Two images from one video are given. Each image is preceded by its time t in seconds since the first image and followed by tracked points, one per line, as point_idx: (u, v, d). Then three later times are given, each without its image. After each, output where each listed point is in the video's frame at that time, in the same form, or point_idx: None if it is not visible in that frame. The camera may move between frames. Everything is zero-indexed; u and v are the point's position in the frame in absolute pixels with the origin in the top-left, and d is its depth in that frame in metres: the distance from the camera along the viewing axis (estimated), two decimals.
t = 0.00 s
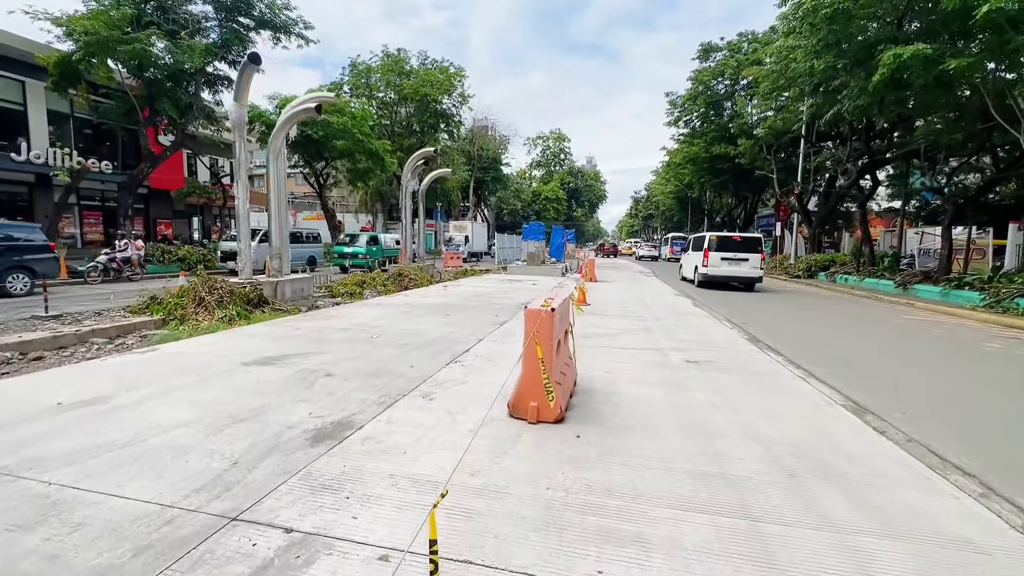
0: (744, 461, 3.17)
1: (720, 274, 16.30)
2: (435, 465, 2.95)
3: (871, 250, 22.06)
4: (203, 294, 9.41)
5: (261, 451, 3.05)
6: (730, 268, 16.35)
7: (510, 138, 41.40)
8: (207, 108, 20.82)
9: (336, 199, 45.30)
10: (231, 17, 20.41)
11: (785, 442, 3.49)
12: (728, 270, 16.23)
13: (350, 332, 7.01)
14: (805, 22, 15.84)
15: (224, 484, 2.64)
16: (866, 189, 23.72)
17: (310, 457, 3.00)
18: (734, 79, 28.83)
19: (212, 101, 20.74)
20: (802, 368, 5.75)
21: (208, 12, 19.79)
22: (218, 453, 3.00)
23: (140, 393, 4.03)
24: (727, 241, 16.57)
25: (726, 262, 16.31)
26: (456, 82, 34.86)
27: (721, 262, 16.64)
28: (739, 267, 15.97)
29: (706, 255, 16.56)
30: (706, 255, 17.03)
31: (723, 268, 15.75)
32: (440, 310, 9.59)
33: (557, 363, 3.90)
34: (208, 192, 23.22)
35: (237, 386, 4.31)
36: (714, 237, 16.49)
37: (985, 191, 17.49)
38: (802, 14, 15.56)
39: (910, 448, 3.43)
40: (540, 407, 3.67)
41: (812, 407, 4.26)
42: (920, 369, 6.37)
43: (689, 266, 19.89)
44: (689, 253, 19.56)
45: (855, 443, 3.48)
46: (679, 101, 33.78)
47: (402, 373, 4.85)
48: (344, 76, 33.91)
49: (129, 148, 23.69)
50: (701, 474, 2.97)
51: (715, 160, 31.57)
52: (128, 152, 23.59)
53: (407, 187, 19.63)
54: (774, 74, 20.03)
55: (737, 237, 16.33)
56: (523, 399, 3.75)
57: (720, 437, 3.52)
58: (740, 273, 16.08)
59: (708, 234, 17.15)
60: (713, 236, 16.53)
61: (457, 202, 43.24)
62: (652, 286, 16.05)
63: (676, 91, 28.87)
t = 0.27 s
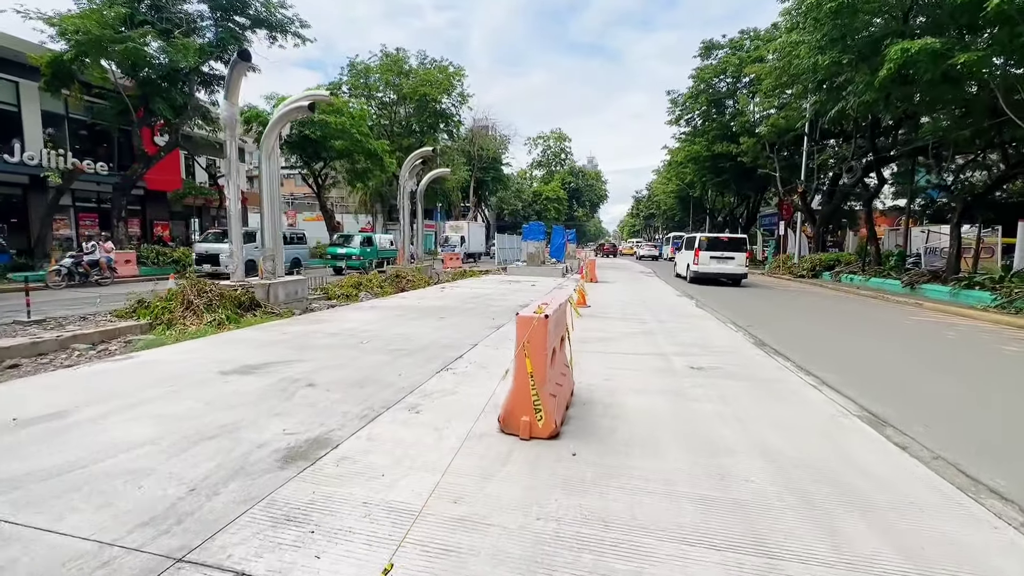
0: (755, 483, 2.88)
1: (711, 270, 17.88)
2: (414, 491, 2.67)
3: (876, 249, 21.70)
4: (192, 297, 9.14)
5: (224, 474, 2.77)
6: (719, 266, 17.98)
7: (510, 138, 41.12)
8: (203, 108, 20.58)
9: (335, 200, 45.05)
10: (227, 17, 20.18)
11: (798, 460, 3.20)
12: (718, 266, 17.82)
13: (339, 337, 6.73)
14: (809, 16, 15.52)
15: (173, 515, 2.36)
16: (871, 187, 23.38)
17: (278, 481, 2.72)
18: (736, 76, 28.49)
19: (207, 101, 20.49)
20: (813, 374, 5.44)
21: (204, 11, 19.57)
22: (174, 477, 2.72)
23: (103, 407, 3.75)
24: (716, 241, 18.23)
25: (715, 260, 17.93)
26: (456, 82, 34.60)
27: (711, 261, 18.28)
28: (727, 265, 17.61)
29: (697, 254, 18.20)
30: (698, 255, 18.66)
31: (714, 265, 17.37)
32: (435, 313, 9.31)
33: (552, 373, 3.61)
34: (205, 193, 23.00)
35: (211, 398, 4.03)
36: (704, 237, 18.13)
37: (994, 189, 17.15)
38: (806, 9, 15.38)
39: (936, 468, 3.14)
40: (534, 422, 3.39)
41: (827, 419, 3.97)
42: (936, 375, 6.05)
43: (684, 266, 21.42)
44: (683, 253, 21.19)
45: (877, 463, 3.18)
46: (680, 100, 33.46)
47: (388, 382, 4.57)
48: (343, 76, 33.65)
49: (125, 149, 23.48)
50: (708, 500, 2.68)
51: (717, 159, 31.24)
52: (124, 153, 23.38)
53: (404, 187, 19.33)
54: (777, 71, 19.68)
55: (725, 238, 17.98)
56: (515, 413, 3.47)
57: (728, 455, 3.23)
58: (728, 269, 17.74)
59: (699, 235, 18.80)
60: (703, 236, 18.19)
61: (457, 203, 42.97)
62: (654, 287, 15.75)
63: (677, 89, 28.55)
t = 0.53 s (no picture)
0: (766, 505, 2.59)
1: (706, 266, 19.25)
2: (386, 514, 2.41)
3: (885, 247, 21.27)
4: (181, 299, 8.91)
5: (178, 495, 2.52)
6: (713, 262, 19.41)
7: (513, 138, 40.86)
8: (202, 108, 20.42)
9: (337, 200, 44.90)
10: (226, 15, 20.02)
11: (813, 478, 2.91)
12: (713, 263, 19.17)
13: (329, 340, 6.48)
14: (817, 9, 15.14)
15: (113, 545, 2.11)
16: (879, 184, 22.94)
17: (237, 503, 2.47)
18: (741, 73, 28.07)
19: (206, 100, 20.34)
20: (824, 380, 5.14)
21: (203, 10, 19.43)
22: (124, 498, 2.47)
23: (63, 417, 3.50)
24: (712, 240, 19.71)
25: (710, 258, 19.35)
26: (458, 81, 34.36)
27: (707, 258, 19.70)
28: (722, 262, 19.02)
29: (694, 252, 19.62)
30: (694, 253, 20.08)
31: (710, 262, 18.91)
32: (431, 314, 9.04)
33: (543, 381, 3.33)
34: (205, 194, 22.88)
35: (181, 407, 3.78)
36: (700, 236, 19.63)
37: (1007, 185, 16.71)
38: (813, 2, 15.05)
39: (967, 488, 2.85)
40: (523, 435, 3.11)
41: (842, 429, 3.69)
42: (954, 379, 5.74)
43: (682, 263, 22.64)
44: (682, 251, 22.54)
45: (901, 481, 2.88)
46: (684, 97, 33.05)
47: (373, 389, 4.31)
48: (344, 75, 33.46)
49: (125, 150, 23.39)
50: (714, 525, 2.40)
51: (722, 157, 30.84)
52: (124, 153, 23.28)
53: (404, 186, 19.07)
54: (783, 66, 19.29)
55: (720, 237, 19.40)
56: (502, 425, 3.20)
57: (736, 472, 2.94)
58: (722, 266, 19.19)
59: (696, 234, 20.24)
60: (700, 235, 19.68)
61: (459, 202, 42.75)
62: (658, 287, 15.43)
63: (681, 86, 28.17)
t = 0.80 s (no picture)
0: (789, 541, 2.30)
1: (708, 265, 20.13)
2: (359, 552, 2.14)
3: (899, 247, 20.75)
4: (177, 303, 8.74)
5: (129, 528, 2.26)
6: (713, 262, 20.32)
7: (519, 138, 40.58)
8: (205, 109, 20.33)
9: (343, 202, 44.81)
10: (229, 16, 19.93)
11: (839, 507, 2.61)
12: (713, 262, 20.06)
13: (322, 346, 6.25)
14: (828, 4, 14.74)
15: None
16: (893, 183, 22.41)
17: (193, 538, 2.20)
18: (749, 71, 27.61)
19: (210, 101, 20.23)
20: (844, 390, 4.81)
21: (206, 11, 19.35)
22: (70, 531, 2.23)
23: (25, 435, 3.27)
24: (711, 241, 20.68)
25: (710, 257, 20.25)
26: (463, 81, 34.13)
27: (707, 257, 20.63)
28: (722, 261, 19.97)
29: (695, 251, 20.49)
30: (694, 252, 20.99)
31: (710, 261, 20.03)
32: (431, 318, 8.79)
33: (540, 397, 3.04)
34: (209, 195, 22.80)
35: (154, 422, 3.54)
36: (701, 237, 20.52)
37: None
38: None
39: (1014, 520, 2.53)
40: (517, 458, 2.82)
41: (868, 448, 3.37)
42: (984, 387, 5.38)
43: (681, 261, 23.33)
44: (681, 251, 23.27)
45: (939, 512, 2.57)
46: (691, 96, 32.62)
47: (361, 401, 4.05)
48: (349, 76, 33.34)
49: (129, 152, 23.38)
50: (729, 567, 2.11)
51: (730, 156, 30.39)
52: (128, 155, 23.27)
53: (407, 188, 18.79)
54: (793, 63, 18.86)
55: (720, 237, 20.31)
56: (495, 446, 2.92)
57: (752, 500, 2.65)
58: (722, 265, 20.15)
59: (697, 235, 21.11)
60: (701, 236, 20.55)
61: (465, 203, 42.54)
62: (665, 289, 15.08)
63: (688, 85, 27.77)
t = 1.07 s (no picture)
0: None
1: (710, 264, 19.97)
2: None
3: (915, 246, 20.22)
4: (172, 305, 8.52)
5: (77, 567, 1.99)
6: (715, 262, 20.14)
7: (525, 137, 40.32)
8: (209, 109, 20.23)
9: (348, 202, 44.72)
10: (233, 16, 19.80)
11: (885, 542, 2.29)
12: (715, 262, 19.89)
13: (318, 350, 5.98)
14: None
15: None
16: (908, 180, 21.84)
17: None
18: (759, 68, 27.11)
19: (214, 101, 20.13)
20: (872, 399, 4.48)
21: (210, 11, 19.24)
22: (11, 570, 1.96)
23: None
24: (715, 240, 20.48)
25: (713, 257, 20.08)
26: (469, 80, 33.91)
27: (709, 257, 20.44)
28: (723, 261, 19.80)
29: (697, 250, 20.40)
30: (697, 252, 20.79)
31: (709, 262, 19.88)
32: (434, 320, 8.52)
33: (544, 414, 2.73)
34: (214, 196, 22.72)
35: (129, 436, 3.27)
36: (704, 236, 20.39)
37: None
38: None
39: None
40: (518, 483, 2.52)
41: (908, 468, 3.05)
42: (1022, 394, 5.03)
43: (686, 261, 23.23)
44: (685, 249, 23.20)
45: (1002, 549, 2.25)
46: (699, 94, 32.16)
47: (352, 412, 3.77)
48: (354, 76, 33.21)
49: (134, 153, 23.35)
50: None
51: (740, 154, 29.90)
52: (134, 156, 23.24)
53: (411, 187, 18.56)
54: (806, 59, 18.41)
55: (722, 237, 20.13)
56: (494, 470, 2.62)
57: (785, 534, 2.34)
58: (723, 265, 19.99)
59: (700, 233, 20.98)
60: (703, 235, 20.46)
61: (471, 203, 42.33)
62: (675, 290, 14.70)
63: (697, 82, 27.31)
